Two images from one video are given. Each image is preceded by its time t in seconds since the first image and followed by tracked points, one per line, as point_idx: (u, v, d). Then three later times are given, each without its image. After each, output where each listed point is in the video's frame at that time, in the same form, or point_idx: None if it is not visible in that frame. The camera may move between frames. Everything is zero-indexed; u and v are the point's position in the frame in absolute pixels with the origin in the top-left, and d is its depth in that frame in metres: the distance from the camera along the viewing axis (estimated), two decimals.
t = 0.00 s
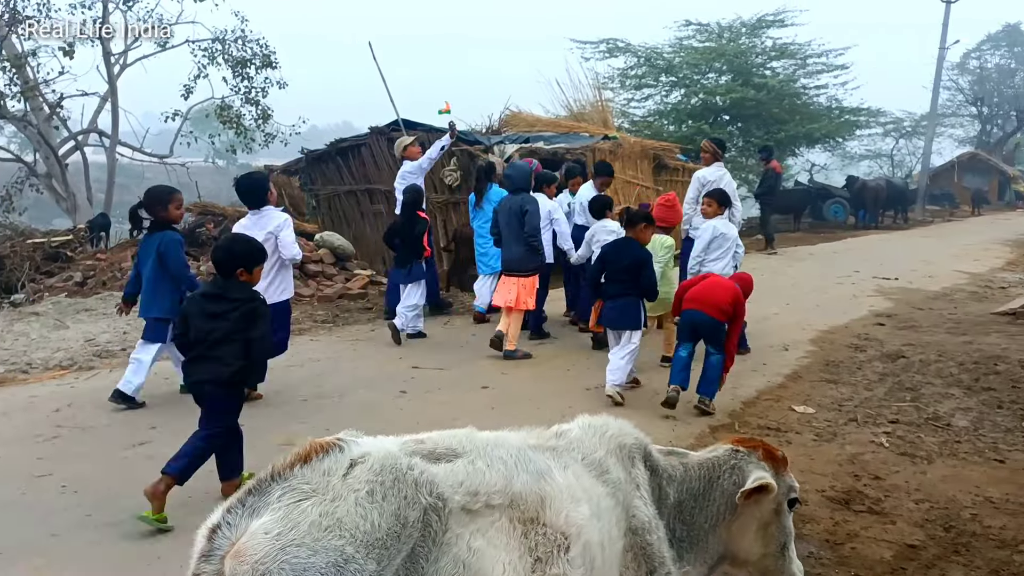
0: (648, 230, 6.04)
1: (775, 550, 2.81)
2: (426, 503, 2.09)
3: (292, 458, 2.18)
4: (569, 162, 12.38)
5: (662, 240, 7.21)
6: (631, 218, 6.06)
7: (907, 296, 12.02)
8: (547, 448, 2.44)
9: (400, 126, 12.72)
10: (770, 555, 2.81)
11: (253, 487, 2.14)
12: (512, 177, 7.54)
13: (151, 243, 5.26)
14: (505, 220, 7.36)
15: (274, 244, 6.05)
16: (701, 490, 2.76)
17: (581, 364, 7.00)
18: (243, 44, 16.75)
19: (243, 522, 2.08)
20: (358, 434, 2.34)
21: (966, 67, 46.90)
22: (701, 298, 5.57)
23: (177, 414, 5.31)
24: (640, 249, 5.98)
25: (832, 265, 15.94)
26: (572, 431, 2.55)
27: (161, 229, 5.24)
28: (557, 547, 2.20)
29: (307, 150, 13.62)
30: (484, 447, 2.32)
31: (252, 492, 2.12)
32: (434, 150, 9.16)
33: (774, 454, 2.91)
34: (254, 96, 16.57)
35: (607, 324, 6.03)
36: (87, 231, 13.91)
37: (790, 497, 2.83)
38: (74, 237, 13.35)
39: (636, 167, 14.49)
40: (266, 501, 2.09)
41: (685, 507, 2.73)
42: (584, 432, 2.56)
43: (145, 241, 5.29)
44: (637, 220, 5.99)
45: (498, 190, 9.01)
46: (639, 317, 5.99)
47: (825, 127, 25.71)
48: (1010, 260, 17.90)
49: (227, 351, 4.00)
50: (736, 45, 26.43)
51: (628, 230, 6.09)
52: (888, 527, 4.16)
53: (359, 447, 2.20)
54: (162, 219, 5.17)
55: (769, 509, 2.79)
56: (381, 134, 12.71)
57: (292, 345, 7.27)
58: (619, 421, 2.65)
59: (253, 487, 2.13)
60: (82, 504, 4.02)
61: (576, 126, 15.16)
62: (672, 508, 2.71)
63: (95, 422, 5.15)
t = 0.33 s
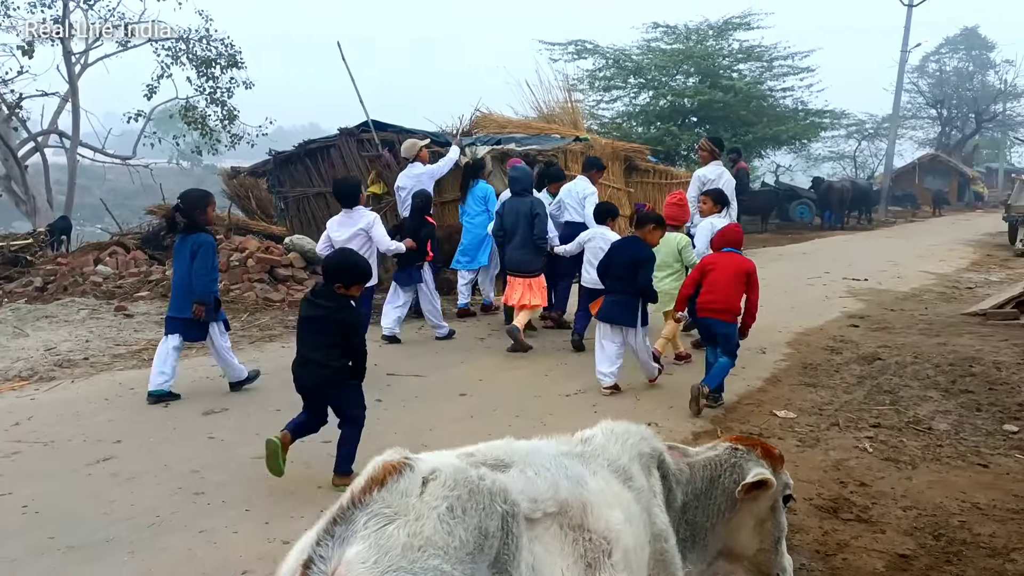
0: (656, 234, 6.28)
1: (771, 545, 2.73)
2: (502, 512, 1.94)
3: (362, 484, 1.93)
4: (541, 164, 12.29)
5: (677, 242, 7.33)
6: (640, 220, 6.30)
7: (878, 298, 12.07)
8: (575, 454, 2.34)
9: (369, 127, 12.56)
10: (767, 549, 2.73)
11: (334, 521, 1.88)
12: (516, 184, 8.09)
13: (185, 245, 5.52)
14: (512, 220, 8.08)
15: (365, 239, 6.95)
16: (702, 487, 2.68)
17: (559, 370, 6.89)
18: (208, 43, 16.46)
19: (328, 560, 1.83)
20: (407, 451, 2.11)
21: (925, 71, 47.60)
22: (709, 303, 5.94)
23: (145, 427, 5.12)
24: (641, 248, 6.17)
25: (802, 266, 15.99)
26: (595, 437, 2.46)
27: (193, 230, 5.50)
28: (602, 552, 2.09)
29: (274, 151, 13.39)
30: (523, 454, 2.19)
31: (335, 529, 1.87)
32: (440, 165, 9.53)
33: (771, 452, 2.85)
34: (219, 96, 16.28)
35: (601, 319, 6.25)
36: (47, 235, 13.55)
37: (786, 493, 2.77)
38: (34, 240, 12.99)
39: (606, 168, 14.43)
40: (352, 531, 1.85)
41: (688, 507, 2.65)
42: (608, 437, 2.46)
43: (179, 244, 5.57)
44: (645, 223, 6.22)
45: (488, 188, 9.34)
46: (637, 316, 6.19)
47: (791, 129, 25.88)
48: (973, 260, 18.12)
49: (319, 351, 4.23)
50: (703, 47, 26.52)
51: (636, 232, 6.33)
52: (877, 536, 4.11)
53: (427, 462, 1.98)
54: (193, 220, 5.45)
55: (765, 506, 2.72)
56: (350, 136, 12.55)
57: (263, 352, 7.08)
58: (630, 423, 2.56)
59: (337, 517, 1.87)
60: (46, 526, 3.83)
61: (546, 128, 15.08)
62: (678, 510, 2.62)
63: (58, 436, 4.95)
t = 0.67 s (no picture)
0: (658, 232, 6.65)
1: (761, 524, 2.69)
2: (603, 528, 1.93)
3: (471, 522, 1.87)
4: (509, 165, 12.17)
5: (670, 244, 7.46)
6: (642, 221, 6.67)
7: (846, 299, 12.13)
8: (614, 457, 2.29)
9: (335, 129, 12.38)
10: (756, 528, 2.70)
11: (454, 564, 1.82)
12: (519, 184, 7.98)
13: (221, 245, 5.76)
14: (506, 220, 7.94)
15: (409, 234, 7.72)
16: (704, 468, 2.60)
17: (532, 376, 6.78)
18: (168, 43, 16.13)
19: None
20: (488, 482, 2.06)
21: (884, 73, 48.24)
22: (722, 301, 6.19)
23: (105, 441, 4.92)
24: (650, 249, 6.53)
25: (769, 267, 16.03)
26: (620, 435, 2.39)
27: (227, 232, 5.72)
28: (665, 549, 2.07)
29: (237, 153, 13.14)
30: (580, 462, 2.15)
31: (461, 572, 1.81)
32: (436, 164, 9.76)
33: (761, 434, 2.80)
34: (180, 97, 15.97)
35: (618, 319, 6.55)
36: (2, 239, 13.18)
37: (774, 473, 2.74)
38: None
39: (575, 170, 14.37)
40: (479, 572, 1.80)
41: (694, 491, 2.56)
42: (634, 436, 2.40)
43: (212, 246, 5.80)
44: (648, 222, 6.58)
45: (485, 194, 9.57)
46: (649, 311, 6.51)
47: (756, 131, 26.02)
48: (935, 260, 18.32)
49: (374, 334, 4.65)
50: (668, 49, 26.60)
51: (639, 232, 6.69)
52: (860, 544, 4.06)
53: (522, 490, 1.94)
54: (228, 221, 5.71)
55: (755, 485, 2.67)
56: (315, 138, 12.41)
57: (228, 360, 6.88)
58: (641, 416, 2.51)
59: (462, 559, 1.82)
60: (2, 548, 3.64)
61: (514, 129, 14.99)
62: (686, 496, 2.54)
63: (14, 452, 4.74)
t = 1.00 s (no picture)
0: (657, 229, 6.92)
1: (767, 526, 2.65)
2: (675, 523, 1.91)
3: (547, 510, 1.86)
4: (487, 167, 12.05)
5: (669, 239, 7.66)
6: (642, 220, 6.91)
7: (824, 300, 12.15)
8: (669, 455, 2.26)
9: (311, 130, 12.20)
10: (763, 529, 2.66)
11: (532, 550, 1.81)
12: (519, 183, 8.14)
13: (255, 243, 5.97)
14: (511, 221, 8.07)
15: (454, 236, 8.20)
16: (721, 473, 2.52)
17: (512, 381, 6.68)
18: (140, 42, 15.87)
19: None
20: (559, 474, 2.06)
21: (857, 74, 48.63)
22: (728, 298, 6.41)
23: (72, 452, 4.76)
24: (653, 248, 6.80)
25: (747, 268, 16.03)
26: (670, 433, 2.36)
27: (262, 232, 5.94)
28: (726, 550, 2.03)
29: (210, 153, 12.92)
30: (643, 459, 2.12)
31: (539, 556, 1.80)
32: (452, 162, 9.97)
33: (771, 439, 2.71)
34: (153, 97, 15.71)
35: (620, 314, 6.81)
36: None
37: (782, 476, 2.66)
38: None
39: (552, 171, 14.29)
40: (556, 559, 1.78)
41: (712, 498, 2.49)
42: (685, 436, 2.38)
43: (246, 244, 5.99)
44: (648, 220, 6.85)
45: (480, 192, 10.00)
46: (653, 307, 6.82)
47: (732, 132, 26.09)
48: (910, 261, 18.43)
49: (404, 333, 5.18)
50: (644, 50, 26.56)
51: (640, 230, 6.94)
52: (848, 551, 4.00)
53: (594, 481, 1.93)
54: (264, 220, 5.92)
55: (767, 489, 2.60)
56: (290, 138, 12.22)
57: (201, 366, 6.72)
58: (680, 422, 2.41)
59: (539, 545, 1.80)
60: None
61: (491, 130, 14.89)
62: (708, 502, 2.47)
63: None
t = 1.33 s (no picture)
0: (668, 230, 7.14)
1: (843, 536, 2.46)
2: (727, 517, 1.79)
3: (599, 503, 1.78)
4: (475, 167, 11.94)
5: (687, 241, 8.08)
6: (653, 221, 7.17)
7: (816, 300, 12.08)
8: (721, 446, 2.12)
9: (298, 130, 12.06)
10: (839, 541, 2.46)
11: (585, 546, 1.73)
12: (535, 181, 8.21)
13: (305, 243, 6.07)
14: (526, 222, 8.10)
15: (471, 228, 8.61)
16: (787, 479, 2.40)
17: (502, 384, 6.55)
18: (125, 41, 15.67)
19: None
20: (609, 461, 1.98)
21: (844, 75, 48.72)
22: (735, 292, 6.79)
23: (48, 461, 4.60)
24: (665, 249, 7.02)
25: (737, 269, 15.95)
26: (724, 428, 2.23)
27: (310, 235, 6.06)
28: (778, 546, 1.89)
29: (196, 153, 12.76)
30: (694, 449, 1.99)
31: (593, 552, 1.71)
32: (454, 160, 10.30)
33: (838, 445, 2.57)
34: (138, 97, 15.51)
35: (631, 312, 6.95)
36: None
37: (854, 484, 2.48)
38: None
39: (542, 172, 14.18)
40: (611, 554, 1.70)
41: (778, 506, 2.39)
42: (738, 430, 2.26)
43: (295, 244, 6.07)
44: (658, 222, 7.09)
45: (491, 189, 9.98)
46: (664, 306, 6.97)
47: (721, 132, 26.03)
48: (900, 261, 18.41)
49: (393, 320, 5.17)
50: (633, 50, 26.47)
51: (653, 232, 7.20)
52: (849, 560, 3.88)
53: (646, 472, 1.83)
54: (311, 224, 6.06)
55: (835, 495, 2.43)
56: (277, 138, 12.07)
57: (185, 369, 6.56)
58: (731, 418, 2.31)
59: (593, 540, 1.72)
60: None
61: (480, 130, 14.76)
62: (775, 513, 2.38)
63: None
